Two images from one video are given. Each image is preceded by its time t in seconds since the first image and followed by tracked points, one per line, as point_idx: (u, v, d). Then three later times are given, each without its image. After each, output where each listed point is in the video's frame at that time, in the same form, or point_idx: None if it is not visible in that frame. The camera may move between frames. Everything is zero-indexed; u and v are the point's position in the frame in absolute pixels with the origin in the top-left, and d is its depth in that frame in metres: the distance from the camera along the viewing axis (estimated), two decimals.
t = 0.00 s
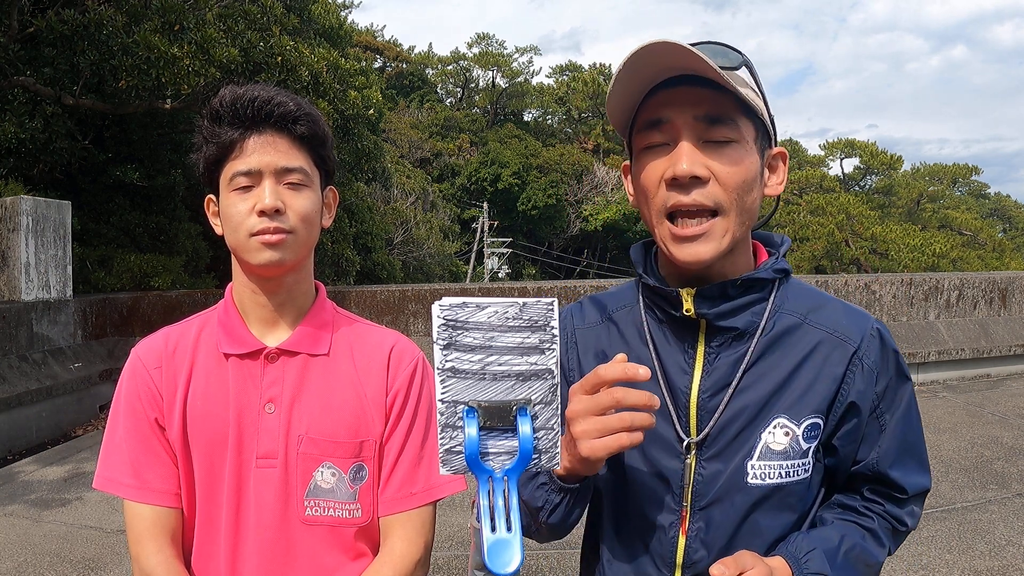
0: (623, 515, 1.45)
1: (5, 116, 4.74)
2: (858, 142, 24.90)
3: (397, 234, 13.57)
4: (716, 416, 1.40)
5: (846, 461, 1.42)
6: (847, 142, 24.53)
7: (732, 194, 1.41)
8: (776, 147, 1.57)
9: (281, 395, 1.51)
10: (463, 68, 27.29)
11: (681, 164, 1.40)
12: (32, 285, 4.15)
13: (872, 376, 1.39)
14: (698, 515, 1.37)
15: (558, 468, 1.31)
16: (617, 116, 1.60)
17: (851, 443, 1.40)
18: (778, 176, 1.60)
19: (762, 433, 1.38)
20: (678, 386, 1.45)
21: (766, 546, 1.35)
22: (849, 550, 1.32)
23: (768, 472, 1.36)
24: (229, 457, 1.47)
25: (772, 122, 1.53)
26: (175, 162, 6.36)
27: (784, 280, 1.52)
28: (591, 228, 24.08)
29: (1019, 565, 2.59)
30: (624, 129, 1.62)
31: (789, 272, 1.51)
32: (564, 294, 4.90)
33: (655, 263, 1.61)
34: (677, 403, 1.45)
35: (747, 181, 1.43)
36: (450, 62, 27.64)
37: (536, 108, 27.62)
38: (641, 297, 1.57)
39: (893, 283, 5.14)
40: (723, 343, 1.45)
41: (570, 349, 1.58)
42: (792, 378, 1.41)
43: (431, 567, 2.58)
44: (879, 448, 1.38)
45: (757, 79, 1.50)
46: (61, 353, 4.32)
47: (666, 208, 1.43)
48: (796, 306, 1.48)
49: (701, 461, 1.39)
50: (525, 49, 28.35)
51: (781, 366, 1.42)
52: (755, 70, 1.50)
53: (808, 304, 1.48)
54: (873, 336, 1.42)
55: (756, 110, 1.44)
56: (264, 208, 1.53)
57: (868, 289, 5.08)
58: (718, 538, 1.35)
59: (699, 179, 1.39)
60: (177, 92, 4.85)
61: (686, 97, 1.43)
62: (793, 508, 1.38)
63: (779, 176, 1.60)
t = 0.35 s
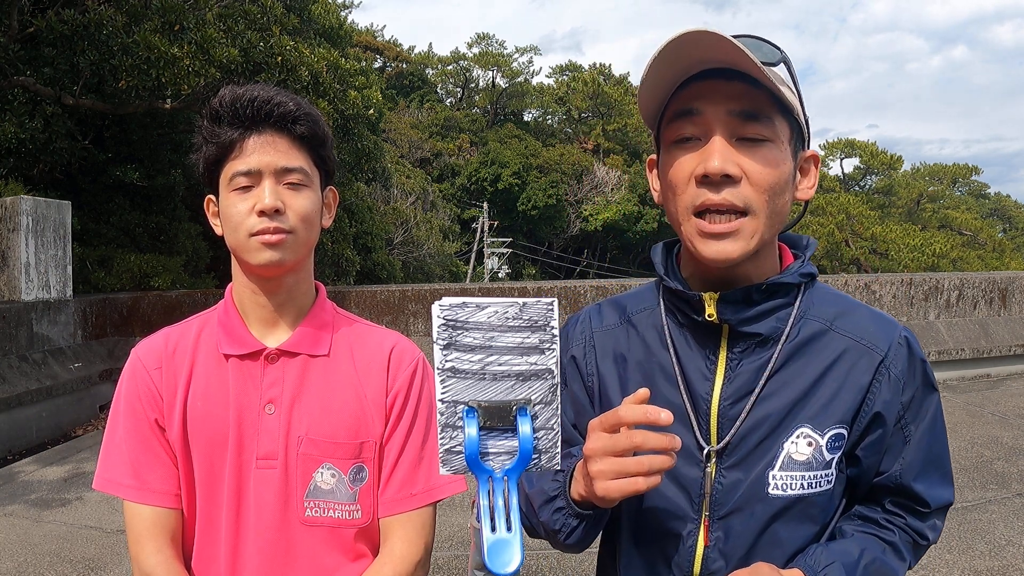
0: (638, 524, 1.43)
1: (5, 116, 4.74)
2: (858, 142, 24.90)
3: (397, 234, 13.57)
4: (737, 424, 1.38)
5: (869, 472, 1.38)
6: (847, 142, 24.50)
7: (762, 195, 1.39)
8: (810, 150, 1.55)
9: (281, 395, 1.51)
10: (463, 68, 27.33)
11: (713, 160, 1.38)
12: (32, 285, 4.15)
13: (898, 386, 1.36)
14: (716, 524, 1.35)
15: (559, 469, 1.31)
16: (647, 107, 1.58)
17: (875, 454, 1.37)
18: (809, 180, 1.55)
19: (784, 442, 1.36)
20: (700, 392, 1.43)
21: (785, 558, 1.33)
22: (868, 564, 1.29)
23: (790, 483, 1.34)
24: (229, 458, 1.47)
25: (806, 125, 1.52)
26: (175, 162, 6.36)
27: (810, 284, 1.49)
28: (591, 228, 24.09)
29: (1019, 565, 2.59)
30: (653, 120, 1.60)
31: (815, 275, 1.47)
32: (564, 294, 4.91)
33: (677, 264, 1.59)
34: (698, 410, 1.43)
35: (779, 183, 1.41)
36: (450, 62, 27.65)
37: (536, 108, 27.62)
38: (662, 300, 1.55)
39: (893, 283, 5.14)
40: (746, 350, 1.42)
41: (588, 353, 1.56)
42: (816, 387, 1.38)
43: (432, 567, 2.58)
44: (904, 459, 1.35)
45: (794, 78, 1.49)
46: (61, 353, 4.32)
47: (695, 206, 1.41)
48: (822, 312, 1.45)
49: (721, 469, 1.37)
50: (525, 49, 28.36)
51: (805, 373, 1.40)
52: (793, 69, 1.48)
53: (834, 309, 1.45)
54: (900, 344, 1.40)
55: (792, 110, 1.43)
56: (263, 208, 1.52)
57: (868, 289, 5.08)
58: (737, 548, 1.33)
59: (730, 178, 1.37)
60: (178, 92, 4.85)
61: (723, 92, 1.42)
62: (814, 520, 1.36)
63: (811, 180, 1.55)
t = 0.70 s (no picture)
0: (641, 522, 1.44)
1: (5, 116, 4.74)
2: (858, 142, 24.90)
3: (397, 234, 13.58)
4: (745, 426, 1.38)
5: (878, 479, 1.37)
6: (847, 142, 24.47)
7: (751, 191, 1.35)
8: (817, 147, 1.49)
9: (282, 395, 1.51)
10: (463, 68, 27.35)
11: (696, 157, 1.37)
12: (32, 285, 4.15)
13: (910, 394, 1.35)
14: (721, 525, 1.35)
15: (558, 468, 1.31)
16: (651, 107, 1.61)
17: (884, 461, 1.35)
18: (820, 178, 1.50)
19: (792, 445, 1.34)
20: (708, 392, 1.44)
21: (788, 563, 1.32)
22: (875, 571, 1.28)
23: (796, 487, 1.32)
24: (229, 458, 1.47)
25: (811, 119, 1.46)
26: (175, 162, 6.37)
27: (823, 286, 1.48)
28: (591, 228, 24.10)
29: (1020, 565, 2.59)
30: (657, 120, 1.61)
31: (829, 278, 1.47)
32: (564, 294, 4.91)
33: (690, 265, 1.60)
34: (707, 411, 1.43)
35: (769, 179, 1.36)
36: (450, 62, 27.66)
37: (536, 108, 27.62)
38: (674, 298, 1.58)
39: (893, 283, 5.14)
40: (756, 351, 1.43)
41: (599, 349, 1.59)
42: (828, 391, 1.37)
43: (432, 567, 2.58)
44: (913, 469, 1.34)
45: (792, 71, 1.44)
46: (61, 353, 4.32)
47: (683, 204, 1.40)
48: (836, 316, 1.43)
49: (728, 471, 1.37)
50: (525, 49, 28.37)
51: (816, 376, 1.38)
52: (790, 61, 1.44)
53: (848, 313, 1.43)
54: (914, 350, 1.38)
55: (786, 102, 1.38)
56: (264, 208, 1.52)
57: (868, 289, 5.09)
58: (741, 550, 1.33)
59: (713, 174, 1.35)
60: (178, 92, 4.85)
61: (710, 89, 1.41)
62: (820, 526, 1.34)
63: (821, 178, 1.50)
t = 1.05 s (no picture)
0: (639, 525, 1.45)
1: (5, 115, 4.74)
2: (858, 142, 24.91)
3: (397, 234, 13.58)
4: (743, 434, 1.38)
5: (878, 487, 1.37)
6: (847, 142, 24.45)
7: (731, 192, 1.34)
8: (814, 148, 1.46)
9: (283, 396, 1.51)
10: (463, 68, 27.37)
11: (675, 157, 1.37)
12: (32, 285, 4.15)
13: (912, 403, 1.34)
14: (719, 532, 1.35)
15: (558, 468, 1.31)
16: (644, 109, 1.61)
17: (884, 470, 1.35)
18: (818, 182, 1.46)
19: (790, 455, 1.34)
20: (706, 400, 1.44)
21: (787, 571, 1.32)
22: None
23: (794, 497, 1.32)
24: (230, 459, 1.47)
25: (807, 121, 1.43)
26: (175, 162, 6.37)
27: (826, 292, 1.47)
28: (591, 228, 24.10)
29: (1020, 565, 2.59)
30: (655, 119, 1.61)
31: (831, 283, 1.46)
32: (564, 294, 4.91)
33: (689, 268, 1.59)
34: (705, 417, 1.44)
35: (751, 181, 1.34)
36: (450, 62, 27.68)
37: (536, 108, 27.62)
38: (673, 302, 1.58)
39: (894, 283, 5.15)
40: (756, 359, 1.43)
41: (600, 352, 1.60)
42: (827, 400, 1.37)
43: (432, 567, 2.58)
44: (914, 478, 1.33)
45: (786, 70, 1.41)
46: (61, 353, 4.32)
47: (665, 204, 1.41)
48: (838, 323, 1.42)
49: (726, 478, 1.38)
50: (525, 49, 28.37)
51: (816, 385, 1.38)
52: (783, 59, 1.41)
53: (850, 321, 1.42)
54: (918, 359, 1.37)
55: (773, 102, 1.36)
56: (265, 208, 1.52)
57: (868, 289, 5.09)
58: (738, 556, 1.33)
59: (691, 174, 1.35)
60: (178, 92, 4.86)
61: (694, 89, 1.40)
62: (818, 534, 1.33)
63: (819, 182, 1.46)
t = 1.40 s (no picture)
0: (635, 525, 1.46)
1: (5, 115, 4.74)
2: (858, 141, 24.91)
3: (397, 234, 13.58)
4: (738, 435, 1.38)
5: (874, 490, 1.36)
6: (847, 142, 24.44)
7: (720, 197, 1.34)
8: (810, 148, 1.44)
9: (283, 396, 1.51)
10: (463, 68, 27.39)
11: (666, 163, 1.39)
12: (32, 285, 4.15)
13: (908, 406, 1.34)
14: (714, 533, 1.36)
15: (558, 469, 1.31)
16: (636, 113, 1.59)
17: (880, 472, 1.35)
18: (814, 183, 1.45)
19: (785, 457, 1.34)
20: (702, 400, 1.44)
21: (782, 573, 1.32)
22: None
23: (788, 498, 1.32)
24: (231, 458, 1.47)
25: (802, 120, 1.42)
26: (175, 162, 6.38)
27: (824, 294, 1.47)
28: (591, 228, 24.10)
29: (1019, 565, 2.59)
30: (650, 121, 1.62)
31: (828, 284, 1.46)
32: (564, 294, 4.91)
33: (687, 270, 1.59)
34: (701, 417, 1.44)
35: (741, 185, 1.34)
36: (450, 62, 27.69)
37: (536, 108, 27.62)
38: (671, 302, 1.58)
39: (894, 283, 5.15)
40: (752, 360, 1.42)
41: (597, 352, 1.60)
42: (823, 402, 1.37)
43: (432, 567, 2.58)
44: (910, 482, 1.33)
45: (778, 69, 1.40)
46: (61, 353, 4.32)
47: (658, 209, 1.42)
48: (835, 325, 1.42)
49: (722, 479, 1.38)
50: (525, 50, 28.38)
51: (812, 387, 1.38)
52: (775, 58, 1.40)
53: (847, 323, 1.42)
54: (915, 362, 1.36)
55: (763, 104, 1.36)
56: (265, 208, 1.52)
57: (868, 289, 5.09)
58: (733, 557, 1.33)
59: (681, 180, 1.36)
60: (178, 91, 4.86)
61: (683, 93, 1.41)
62: (812, 536, 1.34)
63: (816, 183, 1.45)
